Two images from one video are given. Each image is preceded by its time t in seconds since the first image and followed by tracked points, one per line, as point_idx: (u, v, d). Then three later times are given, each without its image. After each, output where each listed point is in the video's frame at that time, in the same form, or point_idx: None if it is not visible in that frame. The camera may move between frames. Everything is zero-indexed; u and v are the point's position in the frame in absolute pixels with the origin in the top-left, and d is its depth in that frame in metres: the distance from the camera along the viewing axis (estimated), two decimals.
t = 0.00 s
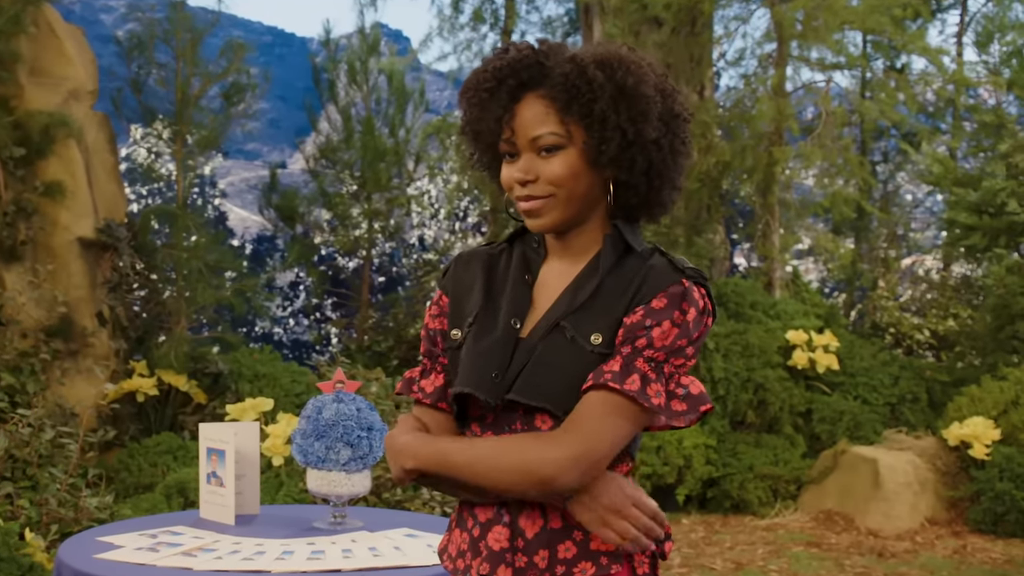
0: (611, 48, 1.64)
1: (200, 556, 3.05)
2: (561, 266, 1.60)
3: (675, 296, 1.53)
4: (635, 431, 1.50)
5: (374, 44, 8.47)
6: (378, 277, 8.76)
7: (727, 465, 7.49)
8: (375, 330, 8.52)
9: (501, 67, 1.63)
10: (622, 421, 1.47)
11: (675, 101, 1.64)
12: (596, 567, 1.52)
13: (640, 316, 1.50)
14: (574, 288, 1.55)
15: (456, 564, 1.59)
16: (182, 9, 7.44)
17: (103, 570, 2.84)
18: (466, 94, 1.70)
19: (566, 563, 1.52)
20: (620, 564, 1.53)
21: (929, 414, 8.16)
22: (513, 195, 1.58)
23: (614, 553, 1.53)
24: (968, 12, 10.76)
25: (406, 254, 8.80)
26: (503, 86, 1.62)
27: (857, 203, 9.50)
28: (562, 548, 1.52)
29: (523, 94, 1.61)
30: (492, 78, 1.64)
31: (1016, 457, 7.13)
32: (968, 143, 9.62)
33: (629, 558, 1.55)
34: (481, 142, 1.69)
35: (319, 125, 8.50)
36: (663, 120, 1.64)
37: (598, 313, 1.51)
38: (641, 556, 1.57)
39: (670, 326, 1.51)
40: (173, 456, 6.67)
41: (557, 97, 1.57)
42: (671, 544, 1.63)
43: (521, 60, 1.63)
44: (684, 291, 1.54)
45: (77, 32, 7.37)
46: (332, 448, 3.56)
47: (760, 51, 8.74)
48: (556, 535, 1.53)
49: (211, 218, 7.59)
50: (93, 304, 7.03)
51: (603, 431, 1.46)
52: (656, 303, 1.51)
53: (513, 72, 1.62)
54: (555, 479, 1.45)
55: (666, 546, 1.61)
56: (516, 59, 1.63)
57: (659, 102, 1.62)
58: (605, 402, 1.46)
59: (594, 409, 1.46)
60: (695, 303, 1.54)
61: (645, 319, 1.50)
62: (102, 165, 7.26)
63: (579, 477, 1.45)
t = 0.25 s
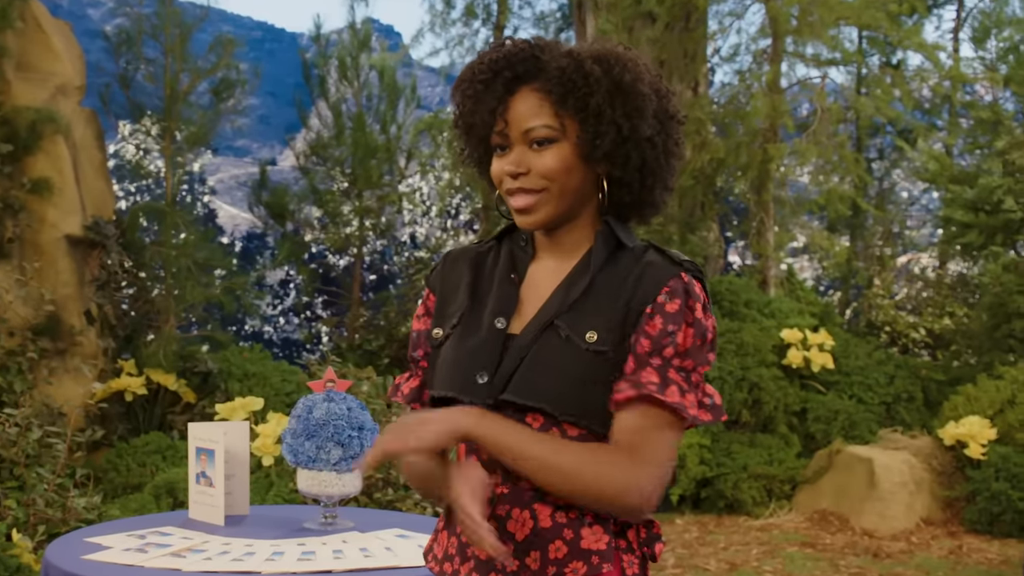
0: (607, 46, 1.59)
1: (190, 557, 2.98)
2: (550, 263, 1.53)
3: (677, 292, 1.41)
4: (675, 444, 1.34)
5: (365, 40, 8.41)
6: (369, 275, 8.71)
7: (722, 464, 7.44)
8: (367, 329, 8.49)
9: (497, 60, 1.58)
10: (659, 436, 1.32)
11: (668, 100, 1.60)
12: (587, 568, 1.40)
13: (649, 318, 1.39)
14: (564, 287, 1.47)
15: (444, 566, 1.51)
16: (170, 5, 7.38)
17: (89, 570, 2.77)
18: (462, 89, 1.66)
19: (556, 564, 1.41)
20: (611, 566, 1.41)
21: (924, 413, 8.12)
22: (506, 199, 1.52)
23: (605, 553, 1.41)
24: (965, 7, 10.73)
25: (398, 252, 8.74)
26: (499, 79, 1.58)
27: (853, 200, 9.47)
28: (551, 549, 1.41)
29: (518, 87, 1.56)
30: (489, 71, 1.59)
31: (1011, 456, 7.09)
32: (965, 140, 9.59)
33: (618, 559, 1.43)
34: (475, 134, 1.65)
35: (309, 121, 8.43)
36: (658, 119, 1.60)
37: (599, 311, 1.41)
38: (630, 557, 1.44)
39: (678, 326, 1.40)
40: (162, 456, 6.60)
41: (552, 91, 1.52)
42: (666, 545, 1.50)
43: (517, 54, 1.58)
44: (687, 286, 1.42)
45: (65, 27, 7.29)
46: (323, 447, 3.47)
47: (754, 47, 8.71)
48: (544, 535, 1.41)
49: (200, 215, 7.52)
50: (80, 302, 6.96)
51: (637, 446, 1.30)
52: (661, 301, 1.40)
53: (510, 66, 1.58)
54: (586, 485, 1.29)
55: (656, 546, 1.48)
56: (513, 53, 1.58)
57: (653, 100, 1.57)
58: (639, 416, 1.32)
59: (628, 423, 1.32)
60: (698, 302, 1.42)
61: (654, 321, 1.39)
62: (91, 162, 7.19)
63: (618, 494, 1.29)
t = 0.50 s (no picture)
0: (594, 47, 1.56)
1: (180, 560, 2.93)
2: (540, 267, 1.50)
3: (661, 289, 1.43)
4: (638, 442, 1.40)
5: (357, 39, 8.37)
6: (361, 277, 8.66)
7: (714, 467, 7.44)
8: (358, 330, 8.45)
9: (483, 63, 1.55)
10: (628, 427, 1.38)
11: (655, 101, 1.56)
12: (582, 569, 1.40)
13: (633, 317, 1.41)
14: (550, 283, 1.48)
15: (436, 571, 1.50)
16: (161, 4, 7.33)
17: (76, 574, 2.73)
18: (447, 94, 1.62)
19: (551, 565, 1.41)
20: (607, 566, 1.41)
21: (918, 417, 8.10)
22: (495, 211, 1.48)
23: (600, 554, 1.41)
24: (960, 8, 10.72)
25: (389, 253, 8.69)
26: (486, 82, 1.54)
27: (847, 202, 9.46)
28: (547, 550, 1.41)
29: (505, 91, 1.52)
30: (474, 75, 1.56)
31: (1005, 460, 7.07)
32: (958, 142, 9.58)
33: (614, 561, 1.44)
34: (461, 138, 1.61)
35: (301, 121, 8.39)
36: (647, 121, 1.56)
37: (585, 308, 1.44)
38: (626, 559, 1.45)
39: (662, 323, 1.42)
40: (152, 458, 6.55)
41: (539, 94, 1.49)
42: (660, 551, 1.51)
43: (502, 57, 1.54)
44: (670, 283, 1.44)
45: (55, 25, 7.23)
46: (314, 451, 3.44)
47: (748, 48, 8.70)
48: (540, 536, 1.42)
49: (191, 215, 7.47)
50: (70, 303, 6.91)
51: (605, 432, 1.36)
52: (643, 299, 1.42)
53: (495, 69, 1.54)
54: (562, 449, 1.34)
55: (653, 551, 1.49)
56: (498, 55, 1.54)
57: (641, 101, 1.53)
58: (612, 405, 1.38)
59: (601, 409, 1.38)
60: (681, 297, 1.44)
61: (638, 320, 1.41)
62: (80, 162, 7.12)
63: (581, 478, 1.34)
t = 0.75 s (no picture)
0: (586, 45, 1.67)
1: (173, 557, 2.92)
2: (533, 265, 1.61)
3: (661, 285, 1.54)
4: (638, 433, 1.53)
5: (350, 36, 8.35)
6: (354, 273, 8.65)
7: (708, 464, 7.42)
8: (351, 327, 8.43)
9: (484, 61, 1.62)
10: (632, 420, 1.51)
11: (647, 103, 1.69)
12: (584, 563, 1.50)
13: (634, 311, 1.53)
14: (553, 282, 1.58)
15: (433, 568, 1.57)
16: None
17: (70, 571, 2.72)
18: (441, 86, 1.68)
19: (553, 561, 1.50)
20: (608, 560, 1.52)
21: (912, 413, 8.10)
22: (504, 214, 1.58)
23: (602, 548, 1.51)
24: (954, 5, 10.72)
25: (383, 250, 8.69)
26: (487, 82, 1.62)
27: (841, 199, 9.45)
28: (548, 547, 1.51)
29: (506, 89, 1.60)
30: (475, 74, 1.63)
31: (999, 456, 7.09)
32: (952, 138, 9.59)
33: (615, 554, 1.54)
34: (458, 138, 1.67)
35: (293, 118, 8.36)
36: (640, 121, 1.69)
37: (584, 303, 1.56)
38: (626, 552, 1.56)
39: (659, 315, 1.53)
40: (145, 455, 6.54)
41: (541, 94, 1.59)
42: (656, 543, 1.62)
43: (502, 56, 1.62)
44: (669, 278, 1.55)
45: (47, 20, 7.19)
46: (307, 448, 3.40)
47: (741, 44, 8.70)
48: (543, 533, 1.52)
49: (184, 212, 7.45)
50: (62, 299, 6.89)
51: (612, 425, 1.49)
52: (643, 294, 1.53)
53: (496, 67, 1.62)
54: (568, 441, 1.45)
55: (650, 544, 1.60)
56: (497, 55, 1.62)
57: (637, 102, 1.66)
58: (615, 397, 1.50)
59: (608, 401, 1.50)
60: (681, 290, 1.55)
61: (639, 313, 1.52)
62: (72, 158, 7.09)
63: (586, 468, 1.46)
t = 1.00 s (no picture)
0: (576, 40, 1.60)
1: (163, 554, 2.90)
2: (519, 261, 1.55)
3: (649, 279, 1.50)
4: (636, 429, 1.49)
5: (340, 32, 8.34)
6: (344, 270, 8.61)
7: (698, 461, 7.43)
8: (342, 323, 8.33)
9: (475, 55, 1.54)
10: (630, 418, 1.47)
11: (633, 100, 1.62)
12: (575, 557, 1.45)
13: (627, 308, 1.49)
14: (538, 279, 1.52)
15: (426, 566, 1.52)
16: None
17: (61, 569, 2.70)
18: (424, 81, 1.59)
19: (546, 556, 1.46)
20: (600, 554, 1.47)
21: (902, 410, 8.11)
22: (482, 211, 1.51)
23: (593, 541, 1.46)
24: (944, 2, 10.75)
25: (373, 247, 8.58)
26: (478, 75, 1.53)
27: (831, 196, 9.48)
28: (539, 541, 1.46)
29: (496, 84, 1.52)
30: (466, 67, 1.54)
31: (988, 453, 7.11)
32: (941, 135, 9.62)
33: (607, 548, 1.49)
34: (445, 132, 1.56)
35: (283, 114, 8.35)
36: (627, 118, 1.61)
37: (571, 301, 1.49)
38: (618, 546, 1.51)
39: (649, 310, 1.49)
40: (135, 453, 6.52)
41: (532, 89, 1.51)
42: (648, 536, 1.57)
43: (493, 50, 1.53)
44: (656, 270, 1.51)
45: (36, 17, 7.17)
46: (298, 444, 3.38)
47: (731, 41, 8.71)
48: (534, 528, 1.47)
49: (174, 208, 7.44)
50: (52, 296, 6.88)
51: (612, 427, 1.45)
52: (633, 288, 1.49)
53: (488, 61, 1.53)
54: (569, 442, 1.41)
55: (641, 535, 1.55)
56: (489, 48, 1.53)
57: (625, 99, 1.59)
58: (613, 397, 1.46)
59: (606, 405, 1.46)
60: (668, 284, 1.51)
61: (632, 310, 1.48)
62: (62, 155, 7.07)
63: (590, 473, 1.42)
